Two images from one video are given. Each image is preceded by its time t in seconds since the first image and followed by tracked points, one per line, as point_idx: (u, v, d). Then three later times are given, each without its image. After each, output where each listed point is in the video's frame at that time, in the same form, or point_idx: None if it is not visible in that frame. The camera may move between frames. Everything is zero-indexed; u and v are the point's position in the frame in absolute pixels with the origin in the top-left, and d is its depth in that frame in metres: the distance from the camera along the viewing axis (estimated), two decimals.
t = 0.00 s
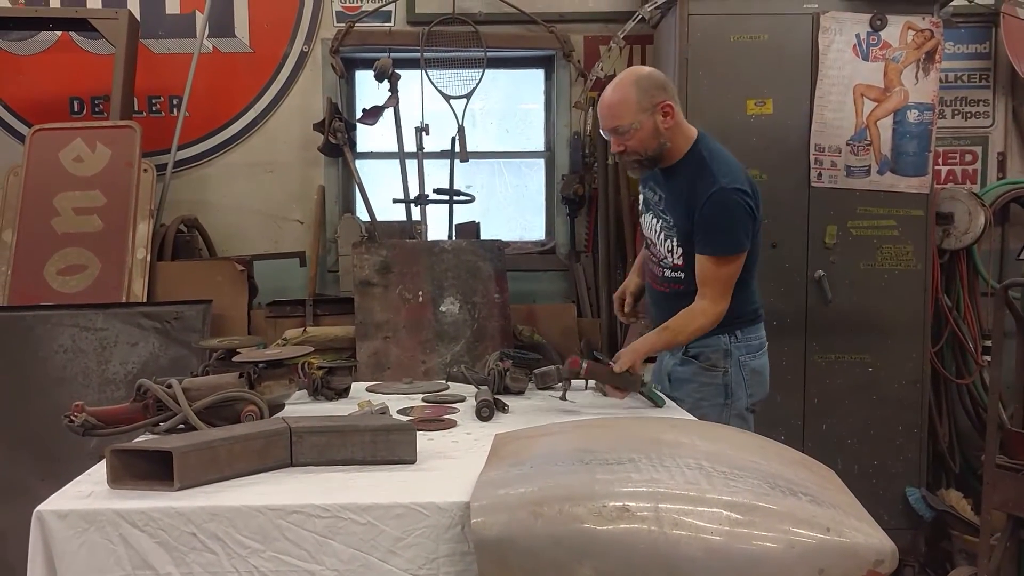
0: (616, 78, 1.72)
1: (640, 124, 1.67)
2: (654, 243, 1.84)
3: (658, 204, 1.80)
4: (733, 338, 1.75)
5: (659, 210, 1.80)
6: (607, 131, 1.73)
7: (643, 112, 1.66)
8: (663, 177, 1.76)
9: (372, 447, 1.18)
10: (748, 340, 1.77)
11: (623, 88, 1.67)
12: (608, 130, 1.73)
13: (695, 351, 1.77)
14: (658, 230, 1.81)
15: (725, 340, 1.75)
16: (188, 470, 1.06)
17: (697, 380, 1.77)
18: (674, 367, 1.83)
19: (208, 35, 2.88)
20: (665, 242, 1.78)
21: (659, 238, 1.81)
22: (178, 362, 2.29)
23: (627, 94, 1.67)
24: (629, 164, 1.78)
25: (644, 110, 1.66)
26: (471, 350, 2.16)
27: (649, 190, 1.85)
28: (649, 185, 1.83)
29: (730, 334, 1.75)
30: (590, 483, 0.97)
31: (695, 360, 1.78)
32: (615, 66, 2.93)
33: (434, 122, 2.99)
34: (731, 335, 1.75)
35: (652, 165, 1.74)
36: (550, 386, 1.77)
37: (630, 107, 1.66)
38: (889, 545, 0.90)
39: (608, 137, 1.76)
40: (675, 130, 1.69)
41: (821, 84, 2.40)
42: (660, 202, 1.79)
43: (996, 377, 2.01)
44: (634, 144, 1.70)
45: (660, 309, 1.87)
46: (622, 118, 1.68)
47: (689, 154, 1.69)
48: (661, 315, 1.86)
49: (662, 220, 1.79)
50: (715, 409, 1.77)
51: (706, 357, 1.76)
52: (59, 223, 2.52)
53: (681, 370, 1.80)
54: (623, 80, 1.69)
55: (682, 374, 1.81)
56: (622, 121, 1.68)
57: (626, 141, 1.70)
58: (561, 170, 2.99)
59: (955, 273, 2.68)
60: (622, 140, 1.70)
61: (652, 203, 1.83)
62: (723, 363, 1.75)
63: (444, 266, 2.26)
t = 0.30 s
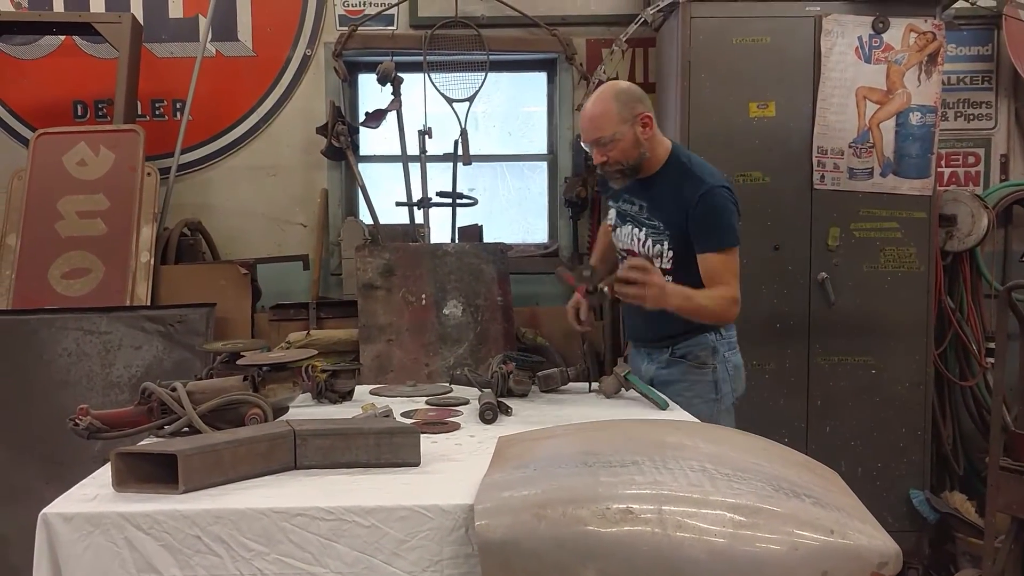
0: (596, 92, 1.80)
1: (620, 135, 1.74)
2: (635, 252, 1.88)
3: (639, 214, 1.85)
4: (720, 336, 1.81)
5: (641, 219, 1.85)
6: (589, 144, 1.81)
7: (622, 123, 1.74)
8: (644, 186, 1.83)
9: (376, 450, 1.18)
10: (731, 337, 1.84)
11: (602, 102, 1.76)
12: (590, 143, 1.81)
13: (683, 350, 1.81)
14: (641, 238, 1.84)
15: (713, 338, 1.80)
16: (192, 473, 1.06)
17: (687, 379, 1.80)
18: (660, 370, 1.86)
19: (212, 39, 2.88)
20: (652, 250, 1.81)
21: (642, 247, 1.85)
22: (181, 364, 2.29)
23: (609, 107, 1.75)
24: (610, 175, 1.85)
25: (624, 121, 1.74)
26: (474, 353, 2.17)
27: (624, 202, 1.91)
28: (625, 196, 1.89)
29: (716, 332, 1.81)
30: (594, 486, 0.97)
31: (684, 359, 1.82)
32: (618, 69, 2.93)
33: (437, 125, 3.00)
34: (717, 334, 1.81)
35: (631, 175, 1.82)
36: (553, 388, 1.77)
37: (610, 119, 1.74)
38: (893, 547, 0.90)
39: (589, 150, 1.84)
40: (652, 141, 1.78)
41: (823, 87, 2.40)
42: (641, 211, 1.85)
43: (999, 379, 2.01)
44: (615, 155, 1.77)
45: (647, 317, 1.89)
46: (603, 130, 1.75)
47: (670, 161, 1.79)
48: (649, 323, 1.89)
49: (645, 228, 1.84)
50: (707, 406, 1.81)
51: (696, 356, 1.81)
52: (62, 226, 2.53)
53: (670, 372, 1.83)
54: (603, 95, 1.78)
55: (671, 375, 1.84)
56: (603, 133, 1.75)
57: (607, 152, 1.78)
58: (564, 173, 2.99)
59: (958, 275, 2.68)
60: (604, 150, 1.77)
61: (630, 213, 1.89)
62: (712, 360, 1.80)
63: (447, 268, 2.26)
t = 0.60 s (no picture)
0: (581, 87, 1.82)
1: (607, 128, 1.77)
2: (622, 248, 1.92)
3: (620, 211, 1.90)
4: (707, 327, 1.91)
5: (623, 215, 1.90)
6: (573, 136, 1.81)
7: (610, 118, 1.77)
8: (621, 182, 1.88)
9: (377, 450, 1.18)
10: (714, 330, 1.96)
11: (591, 95, 1.78)
12: (574, 135, 1.81)
13: (674, 341, 1.88)
14: (627, 233, 1.89)
15: (703, 328, 1.90)
16: (193, 473, 1.06)
17: (679, 368, 1.87)
18: (650, 362, 1.92)
19: (212, 41, 2.89)
20: (641, 243, 1.87)
21: (630, 242, 1.89)
22: (181, 366, 2.29)
23: (596, 102, 1.78)
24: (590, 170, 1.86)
25: (612, 116, 1.77)
26: (475, 354, 2.17)
27: (602, 203, 1.95)
28: (603, 196, 1.93)
29: (703, 325, 1.92)
30: (594, 486, 0.97)
31: (677, 349, 1.88)
32: (618, 70, 2.93)
33: (438, 126, 3.00)
34: (704, 325, 1.91)
35: (611, 171, 1.85)
36: (553, 389, 1.77)
37: (598, 113, 1.77)
38: (893, 547, 0.91)
39: (571, 143, 1.84)
40: (632, 137, 1.83)
41: (822, 88, 2.41)
42: (622, 208, 1.90)
43: (999, 379, 2.01)
44: (600, 148, 1.79)
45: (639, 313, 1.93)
46: (591, 122, 1.77)
47: (646, 154, 1.86)
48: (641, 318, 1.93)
49: (630, 224, 1.89)
50: (698, 392, 1.89)
51: (688, 346, 1.88)
52: (63, 227, 2.53)
53: (661, 362, 1.90)
54: (590, 89, 1.80)
55: (661, 366, 1.90)
56: (592, 125, 1.77)
57: (592, 144, 1.79)
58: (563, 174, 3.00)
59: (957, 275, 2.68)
60: (589, 143, 1.78)
61: (609, 212, 1.93)
62: (703, 349, 1.89)
63: (448, 269, 2.26)
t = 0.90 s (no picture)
0: (607, 87, 1.81)
1: (631, 133, 1.77)
2: (618, 254, 1.94)
3: (620, 218, 1.92)
4: (701, 332, 1.92)
5: (622, 222, 1.92)
6: (596, 135, 1.80)
7: (635, 122, 1.77)
8: (626, 190, 1.89)
9: (377, 455, 1.18)
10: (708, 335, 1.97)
11: (620, 97, 1.77)
12: (597, 135, 1.80)
13: (666, 345, 1.89)
14: (624, 240, 1.91)
15: (696, 333, 1.91)
16: (194, 478, 1.06)
17: (672, 372, 1.88)
18: (643, 366, 1.92)
19: (211, 47, 2.90)
20: (635, 251, 1.89)
21: (625, 249, 1.92)
22: (181, 370, 2.29)
23: (624, 104, 1.77)
24: (605, 172, 1.84)
25: (638, 122, 1.77)
26: (474, 359, 2.17)
27: (605, 207, 1.97)
28: (607, 201, 1.95)
29: (697, 329, 1.93)
30: (594, 490, 0.98)
31: (670, 354, 1.89)
32: (616, 75, 2.94)
33: (437, 131, 3.00)
34: (698, 330, 1.92)
35: (625, 177, 1.84)
36: (553, 394, 1.77)
37: (625, 116, 1.77)
38: (892, 550, 0.91)
39: (591, 143, 1.82)
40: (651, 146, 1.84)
41: (821, 92, 2.41)
42: (622, 215, 1.91)
43: (999, 382, 2.01)
44: (622, 151, 1.78)
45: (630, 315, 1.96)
46: (617, 124, 1.76)
47: (654, 166, 1.85)
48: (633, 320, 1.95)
49: (627, 231, 1.91)
50: (692, 398, 1.90)
51: (681, 351, 1.89)
52: (63, 232, 2.54)
53: (655, 366, 1.90)
54: (617, 90, 1.79)
55: (655, 369, 1.91)
56: (617, 127, 1.76)
57: (614, 146, 1.78)
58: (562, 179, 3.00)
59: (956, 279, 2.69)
60: (612, 145, 1.77)
61: (611, 217, 1.95)
62: (696, 354, 1.90)
63: (447, 274, 2.27)
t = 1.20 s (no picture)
0: (630, 92, 1.82)
1: (652, 140, 1.77)
2: (622, 257, 1.95)
3: (627, 221, 1.92)
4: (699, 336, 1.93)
5: (629, 227, 1.92)
6: (617, 138, 1.80)
7: (657, 130, 1.78)
8: (638, 197, 1.89)
9: (378, 455, 1.18)
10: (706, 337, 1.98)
11: (645, 102, 1.78)
12: (618, 137, 1.80)
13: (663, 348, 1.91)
14: (630, 245, 1.92)
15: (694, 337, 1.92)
16: (195, 477, 1.06)
17: (669, 375, 1.89)
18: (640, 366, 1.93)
19: (213, 47, 2.90)
20: (641, 257, 1.89)
21: (629, 254, 1.92)
22: (183, 370, 2.30)
23: (648, 110, 1.78)
24: (621, 177, 1.84)
25: (659, 129, 1.78)
26: (475, 359, 2.17)
27: (613, 209, 1.97)
28: (615, 203, 1.95)
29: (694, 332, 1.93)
30: (595, 490, 0.98)
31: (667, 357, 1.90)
32: (617, 75, 2.94)
33: (438, 131, 3.00)
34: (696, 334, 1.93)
35: (639, 185, 1.84)
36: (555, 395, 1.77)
37: (648, 122, 1.78)
38: (894, 550, 0.91)
39: (611, 146, 1.82)
40: (669, 156, 1.84)
41: (822, 92, 2.41)
42: (631, 220, 1.91)
43: (1000, 383, 2.01)
44: (641, 157, 1.78)
45: (628, 318, 1.98)
46: (639, 129, 1.77)
47: (670, 176, 1.85)
48: (630, 323, 1.98)
49: (634, 237, 1.91)
50: (687, 401, 1.91)
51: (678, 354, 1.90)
52: (65, 232, 2.54)
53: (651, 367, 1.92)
54: (641, 96, 1.80)
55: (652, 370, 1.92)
56: (639, 133, 1.77)
57: (633, 151, 1.78)
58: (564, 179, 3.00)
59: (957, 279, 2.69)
60: (632, 149, 1.77)
61: (618, 220, 1.95)
62: (693, 357, 1.91)
63: (448, 274, 2.27)
